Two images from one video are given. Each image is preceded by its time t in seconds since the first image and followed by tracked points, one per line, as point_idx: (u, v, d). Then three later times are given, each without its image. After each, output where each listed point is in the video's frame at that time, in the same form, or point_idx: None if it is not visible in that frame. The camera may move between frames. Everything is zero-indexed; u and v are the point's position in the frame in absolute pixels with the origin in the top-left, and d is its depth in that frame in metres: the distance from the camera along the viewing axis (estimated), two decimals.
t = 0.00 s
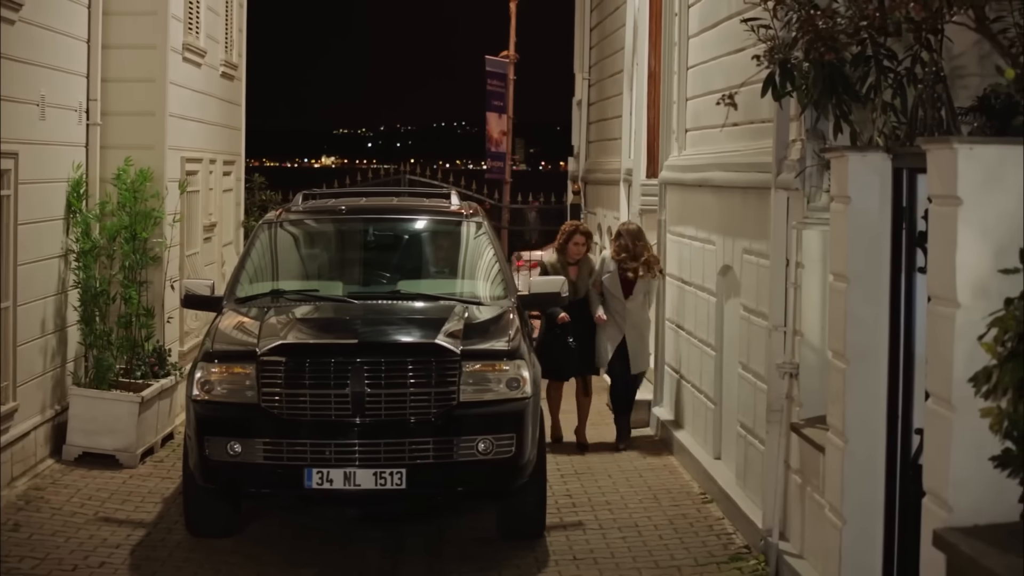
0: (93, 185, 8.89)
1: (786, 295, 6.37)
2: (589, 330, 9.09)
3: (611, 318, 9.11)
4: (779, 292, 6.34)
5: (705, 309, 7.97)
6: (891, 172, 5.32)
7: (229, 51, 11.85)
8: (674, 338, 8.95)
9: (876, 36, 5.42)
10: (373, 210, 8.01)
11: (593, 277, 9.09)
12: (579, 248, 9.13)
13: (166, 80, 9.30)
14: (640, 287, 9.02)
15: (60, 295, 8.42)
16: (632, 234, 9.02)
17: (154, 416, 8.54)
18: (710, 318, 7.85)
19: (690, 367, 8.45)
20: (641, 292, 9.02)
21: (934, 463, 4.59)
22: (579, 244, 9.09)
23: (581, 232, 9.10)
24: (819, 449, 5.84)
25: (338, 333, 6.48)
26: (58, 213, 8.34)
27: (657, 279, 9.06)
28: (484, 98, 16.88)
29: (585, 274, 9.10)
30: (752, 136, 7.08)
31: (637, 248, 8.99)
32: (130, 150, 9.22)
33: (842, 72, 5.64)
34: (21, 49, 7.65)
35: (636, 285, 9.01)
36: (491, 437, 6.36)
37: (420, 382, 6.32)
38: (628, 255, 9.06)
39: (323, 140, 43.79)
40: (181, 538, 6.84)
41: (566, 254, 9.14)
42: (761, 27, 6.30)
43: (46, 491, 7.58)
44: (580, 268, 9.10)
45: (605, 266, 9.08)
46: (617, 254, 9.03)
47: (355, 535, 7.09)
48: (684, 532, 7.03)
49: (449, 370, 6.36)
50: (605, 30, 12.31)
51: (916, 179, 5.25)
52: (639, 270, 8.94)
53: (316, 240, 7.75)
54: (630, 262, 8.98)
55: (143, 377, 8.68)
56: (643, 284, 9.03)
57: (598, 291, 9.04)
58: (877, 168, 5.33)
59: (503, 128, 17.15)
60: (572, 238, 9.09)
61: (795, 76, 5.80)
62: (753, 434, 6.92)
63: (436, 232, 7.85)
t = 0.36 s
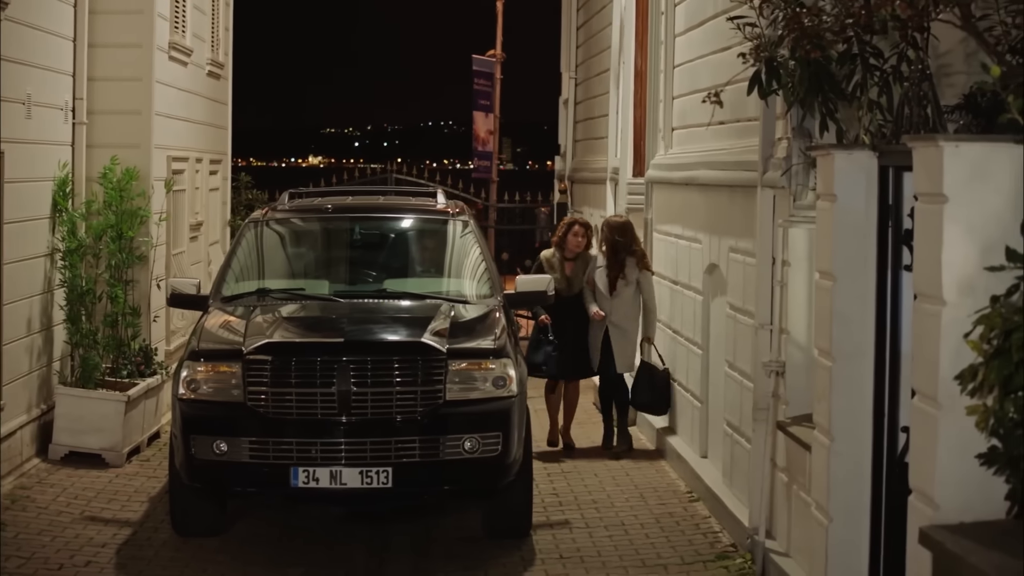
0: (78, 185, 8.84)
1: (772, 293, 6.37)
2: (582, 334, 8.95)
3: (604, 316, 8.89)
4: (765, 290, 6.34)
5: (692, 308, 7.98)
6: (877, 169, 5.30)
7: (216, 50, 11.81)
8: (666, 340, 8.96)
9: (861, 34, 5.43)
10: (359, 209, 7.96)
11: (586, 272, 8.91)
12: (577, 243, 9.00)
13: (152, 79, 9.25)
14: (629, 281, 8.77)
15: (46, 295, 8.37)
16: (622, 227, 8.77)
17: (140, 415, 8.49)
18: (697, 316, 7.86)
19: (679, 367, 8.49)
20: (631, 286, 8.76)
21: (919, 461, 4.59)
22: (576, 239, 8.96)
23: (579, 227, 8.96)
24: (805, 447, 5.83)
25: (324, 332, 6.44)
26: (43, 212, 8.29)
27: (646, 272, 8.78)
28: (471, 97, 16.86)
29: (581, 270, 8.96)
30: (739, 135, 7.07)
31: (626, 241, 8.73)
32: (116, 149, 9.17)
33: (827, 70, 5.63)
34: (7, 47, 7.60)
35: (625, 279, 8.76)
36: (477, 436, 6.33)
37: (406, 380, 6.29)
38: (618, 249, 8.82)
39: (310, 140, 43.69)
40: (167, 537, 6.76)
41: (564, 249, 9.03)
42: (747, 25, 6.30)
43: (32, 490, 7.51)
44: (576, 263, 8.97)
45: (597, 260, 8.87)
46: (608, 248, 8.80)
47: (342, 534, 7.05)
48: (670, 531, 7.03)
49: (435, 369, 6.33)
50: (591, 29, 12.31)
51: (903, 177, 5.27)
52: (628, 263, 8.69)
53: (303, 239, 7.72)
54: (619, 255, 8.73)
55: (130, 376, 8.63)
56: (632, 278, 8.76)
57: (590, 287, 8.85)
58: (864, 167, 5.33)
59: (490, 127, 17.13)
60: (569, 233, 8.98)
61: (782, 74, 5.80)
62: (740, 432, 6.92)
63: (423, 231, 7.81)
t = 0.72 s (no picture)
0: (65, 183, 8.78)
1: (759, 288, 6.37)
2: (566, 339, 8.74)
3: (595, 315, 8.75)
4: (752, 287, 6.34)
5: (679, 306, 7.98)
6: (864, 166, 5.30)
7: (202, 48, 11.77)
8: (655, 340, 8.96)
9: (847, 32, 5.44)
10: (345, 206, 7.91)
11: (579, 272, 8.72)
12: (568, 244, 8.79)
13: (139, 78, 9.20)
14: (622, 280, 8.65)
15: (32, 293, 8.31)
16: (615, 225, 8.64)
17: (127, 413, 8.43)
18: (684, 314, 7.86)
19: (667, 366, 8.50)
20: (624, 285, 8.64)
21: (907, 457, 4.59)
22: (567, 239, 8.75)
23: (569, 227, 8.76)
24: (793, 444, 5.83)
25: (311, 329, 6.40)
26: (29, 210, 8.23)
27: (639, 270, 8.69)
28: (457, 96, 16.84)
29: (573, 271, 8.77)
30: (726, 132, 7.08)
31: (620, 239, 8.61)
32: (102, 147, 9.12)
33: (814, 66, 5.63)
34: None
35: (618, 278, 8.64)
36: (465, 433, 6.31)
37: (393, 378, 6.26)
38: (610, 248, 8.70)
39: (296, 139, 43.59)
40: (153, 535, 6.70)
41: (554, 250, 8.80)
42: (734, 22, 6.30)
43: (19, 489, 7.44)
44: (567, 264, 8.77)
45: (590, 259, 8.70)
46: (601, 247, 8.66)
47: (331, 532, 7.01)
48: (657, 528, 7.03)
49: (422, 367, 6.31)
50: (577, 27, 12.30)
51: (889, 174, 5.25)
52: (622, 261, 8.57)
53: (289, 236, 7.67)
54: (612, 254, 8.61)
55: (116, 375, 8.58)
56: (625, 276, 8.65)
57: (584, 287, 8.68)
58: (851, 163, 5.33)
59: (476, 126, 17.12)
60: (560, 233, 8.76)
61: (769, 71, 5.79)
62: (727, 429, 6.92)
63: (410, 228, 7.78)
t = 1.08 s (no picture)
0: (54, 181, 8.73)
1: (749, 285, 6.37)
2: (566, 341, 8.50)
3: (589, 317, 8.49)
4: (742, 284, 6.33)
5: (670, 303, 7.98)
6: (854, 162, 5.30)
7: (191, 46, 11.73)
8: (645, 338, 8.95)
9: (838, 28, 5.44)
10: (335, 204, 7.88)
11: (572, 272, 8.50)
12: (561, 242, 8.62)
13: (128, 75, 9.17)
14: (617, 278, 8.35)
15: (22, 290, 8.27)
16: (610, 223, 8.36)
17: (116, 411, 8.38)
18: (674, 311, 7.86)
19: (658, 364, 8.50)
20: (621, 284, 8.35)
21: (898, 452, 4.59)
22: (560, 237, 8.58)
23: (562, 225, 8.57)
24: (783, 441, 5.83)
25: (301, 326, 6.37)
26: (18, 208, 8.17)
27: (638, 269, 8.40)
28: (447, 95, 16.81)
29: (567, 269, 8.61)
30: (715, 129, 7.08)
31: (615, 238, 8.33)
32: (91, 145, 9.08)
33: (804, 62, 5.63)
34: None
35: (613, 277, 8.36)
36: (455, 430, 6.28)
37: (383, 374, 6.25)
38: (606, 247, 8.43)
39: (284, 138, 43.47)
40: (144, 533, 6.66)
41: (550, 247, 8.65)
42: (725, 19, 6.30)
43: (7, 487, 7.38)
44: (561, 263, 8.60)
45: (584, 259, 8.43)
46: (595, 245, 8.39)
47: (321, 529, 6.98)
48: (648, 525, 7.02)
49: (412, 364, 6.28)
50: (566, 26, 12.29)
51: (880, 169, 5.26)
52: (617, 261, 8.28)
53: (279, 234, 7.63)
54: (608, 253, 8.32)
55: (106, 372, 8.54)
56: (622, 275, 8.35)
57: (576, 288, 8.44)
58: (841, 159, 5.32)
59: (465, 125, 17.10)
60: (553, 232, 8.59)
61: (759, 67, 5.79)
62: (717, 426, 6.93)
63: (399, 226, 7.75)
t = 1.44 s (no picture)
0: (48, 178, 8.71)
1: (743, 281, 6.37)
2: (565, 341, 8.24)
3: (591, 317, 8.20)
4: (736, 280, 6.33)
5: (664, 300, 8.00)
6: (848, 157, 5.29)
7: (184, 45, 11.71)
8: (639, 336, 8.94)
9: (832, 24, 5.44)
10: (329, 200, 7.86)
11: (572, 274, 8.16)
12: (555, 244, 8.23)
13: (121, 73, 9.16)
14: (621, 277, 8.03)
15: (15, 288, 8.24)
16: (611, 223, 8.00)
17: (109, 409, 8.35)
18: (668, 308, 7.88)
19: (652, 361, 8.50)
20: (624, 284, 8.03)
21: (893, 447, 4.58)
22: (555, 240, 8.19)
23: (558, 226, 8.17)
24: (777, 437, 5.83)
25: (295, 322, 6.35)
26: (12, 205, 8.14)
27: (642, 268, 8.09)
28: (440, 94, 16.80)
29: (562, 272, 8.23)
30: (708, 126, 7.08)
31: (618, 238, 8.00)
32: (84, 143, 9.06)
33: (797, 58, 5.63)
34: None
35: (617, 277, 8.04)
36: (448, 427, 6.26)
37: (376, 371, 6.22)
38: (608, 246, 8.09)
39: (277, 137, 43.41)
40: (137, 530, 6.63)
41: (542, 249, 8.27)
42: (718, 15, 6.30)
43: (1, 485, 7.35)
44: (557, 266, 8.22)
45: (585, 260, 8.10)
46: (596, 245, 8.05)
47: (315, 526, 6.96)
48: (641, 522, 7.01)
49: (406, 360, 6.27)
50: (559, 24, 12.30)
51: (874, 165, 5.28)
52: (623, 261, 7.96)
53: (272, 231, 7.61)
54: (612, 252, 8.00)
55: (99, 370, 8.51)
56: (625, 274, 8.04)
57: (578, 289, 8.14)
58: (835, 156, 5.31)
59: (458, 124, 17.10)
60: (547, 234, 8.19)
61: (752, 63, 5.79)
62: (711, 423, 6.94)
63: (393, 223, 7.73)
